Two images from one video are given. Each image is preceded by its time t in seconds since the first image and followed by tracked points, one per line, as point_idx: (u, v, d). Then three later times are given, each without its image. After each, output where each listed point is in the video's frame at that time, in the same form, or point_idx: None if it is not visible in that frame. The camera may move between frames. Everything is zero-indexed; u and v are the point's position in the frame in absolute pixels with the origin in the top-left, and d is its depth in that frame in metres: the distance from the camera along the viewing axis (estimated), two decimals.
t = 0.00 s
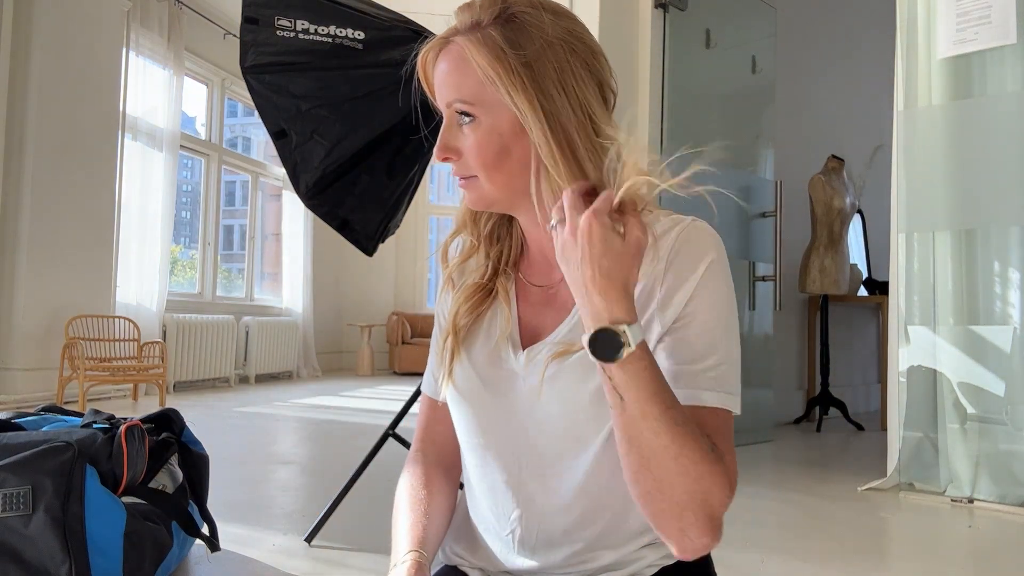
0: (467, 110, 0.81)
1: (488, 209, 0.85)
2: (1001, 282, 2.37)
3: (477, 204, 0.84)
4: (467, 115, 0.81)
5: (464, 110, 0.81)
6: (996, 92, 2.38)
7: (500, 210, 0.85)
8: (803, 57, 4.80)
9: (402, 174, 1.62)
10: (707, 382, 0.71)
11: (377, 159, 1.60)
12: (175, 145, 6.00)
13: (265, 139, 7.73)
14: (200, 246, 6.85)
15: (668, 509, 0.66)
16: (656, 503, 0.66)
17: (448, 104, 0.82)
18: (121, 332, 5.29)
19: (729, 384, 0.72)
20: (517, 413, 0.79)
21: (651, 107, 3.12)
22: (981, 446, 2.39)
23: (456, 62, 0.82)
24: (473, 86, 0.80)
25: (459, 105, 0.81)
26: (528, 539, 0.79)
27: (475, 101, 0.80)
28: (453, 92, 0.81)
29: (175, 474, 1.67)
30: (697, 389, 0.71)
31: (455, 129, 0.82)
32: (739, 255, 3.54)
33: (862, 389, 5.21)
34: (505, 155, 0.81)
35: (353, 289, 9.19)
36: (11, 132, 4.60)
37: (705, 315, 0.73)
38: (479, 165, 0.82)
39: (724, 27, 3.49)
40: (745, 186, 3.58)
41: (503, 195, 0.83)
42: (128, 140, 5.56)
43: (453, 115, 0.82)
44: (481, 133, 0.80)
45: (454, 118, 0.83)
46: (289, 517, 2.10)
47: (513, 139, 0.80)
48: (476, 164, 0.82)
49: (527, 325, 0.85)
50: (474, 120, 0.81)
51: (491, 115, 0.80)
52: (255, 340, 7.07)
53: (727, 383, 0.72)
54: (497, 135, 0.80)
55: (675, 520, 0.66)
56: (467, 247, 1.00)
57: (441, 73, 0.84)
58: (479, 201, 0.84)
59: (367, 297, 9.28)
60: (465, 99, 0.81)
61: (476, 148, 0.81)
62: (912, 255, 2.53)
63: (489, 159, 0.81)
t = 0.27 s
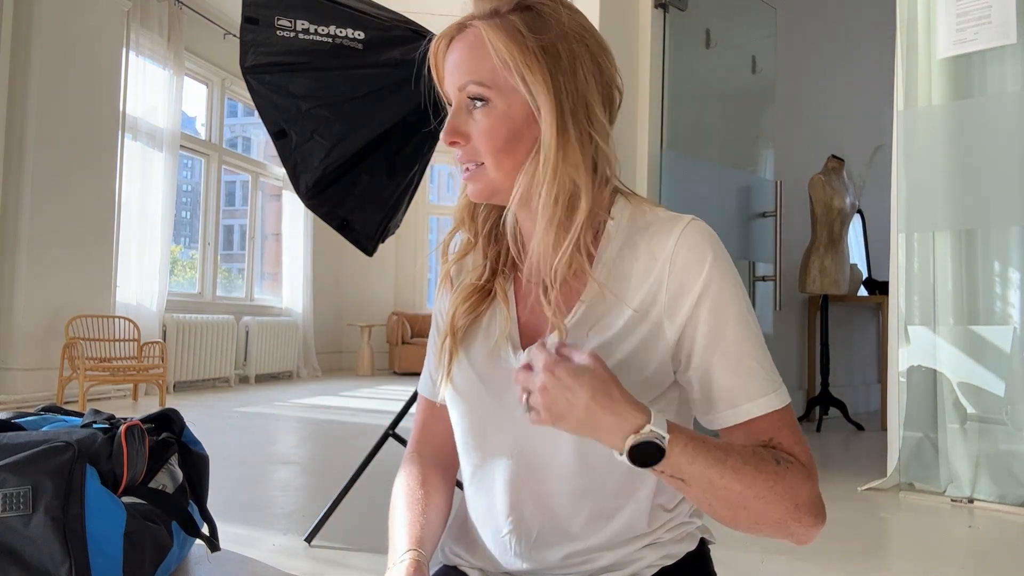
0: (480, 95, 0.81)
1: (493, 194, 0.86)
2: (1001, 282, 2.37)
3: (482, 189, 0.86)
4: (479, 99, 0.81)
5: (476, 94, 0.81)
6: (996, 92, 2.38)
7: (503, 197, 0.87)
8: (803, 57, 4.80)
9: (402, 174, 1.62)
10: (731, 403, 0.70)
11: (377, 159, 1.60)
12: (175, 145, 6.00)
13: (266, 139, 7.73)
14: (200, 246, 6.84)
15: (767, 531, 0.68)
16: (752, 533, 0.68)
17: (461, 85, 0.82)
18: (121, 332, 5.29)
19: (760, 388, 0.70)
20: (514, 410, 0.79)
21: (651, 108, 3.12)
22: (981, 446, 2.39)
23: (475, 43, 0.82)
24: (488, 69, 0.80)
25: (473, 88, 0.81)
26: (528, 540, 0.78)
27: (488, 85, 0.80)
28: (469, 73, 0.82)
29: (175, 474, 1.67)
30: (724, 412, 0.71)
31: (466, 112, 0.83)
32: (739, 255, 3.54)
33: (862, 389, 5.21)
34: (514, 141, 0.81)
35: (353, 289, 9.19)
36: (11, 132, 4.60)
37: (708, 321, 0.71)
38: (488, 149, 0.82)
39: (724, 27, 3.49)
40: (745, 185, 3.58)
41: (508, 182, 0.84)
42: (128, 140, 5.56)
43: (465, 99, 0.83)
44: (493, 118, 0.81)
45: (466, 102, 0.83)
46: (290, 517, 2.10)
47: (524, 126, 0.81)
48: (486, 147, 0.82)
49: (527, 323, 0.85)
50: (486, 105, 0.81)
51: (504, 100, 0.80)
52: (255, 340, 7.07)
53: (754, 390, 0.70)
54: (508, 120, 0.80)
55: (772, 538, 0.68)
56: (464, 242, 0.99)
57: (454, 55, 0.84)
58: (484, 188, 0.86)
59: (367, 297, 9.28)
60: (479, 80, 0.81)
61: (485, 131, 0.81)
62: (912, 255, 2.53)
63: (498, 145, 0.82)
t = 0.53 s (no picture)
0: (540, 76, 0.82)
1: (529, 179, 0.83)
2: (1001, 282, 2.37)
3: (523, 171, 0.83)
4: (540, 80, 0.82)
5: (534, 75, 0.83)
6: (997, 92, 2.38)
7: (537, 186, 0.84)
8: (803, 57, 4.80)
9: (402, 175, 1.61)
10: (720, 402, 0.70)
11: (377, 159, 1.59)
12: (175, 145, 6.00)
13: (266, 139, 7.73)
14: (200, 246, 6.85)
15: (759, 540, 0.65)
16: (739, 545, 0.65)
17: (519, 64, 0.83)
18: (121, 332, 5.29)
19: (761, 386, 0.69)
20: (515, 416, 0.79)
21: (651, 108, 3.13)
22: (981, 446, 2.39)
23: (534, 27, 0.83)
24: (551, 53, 0.82)
25: (532, 68, 0.82)
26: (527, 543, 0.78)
27: (549, 68, 0.82)
28: (531, 52, 0.82)
29: (175, 474, 1.67)
30: (714, 412, 0.70)
31: (519, 92, 0.83)
32: (739, 255, 3.54)
33: (862, 389, 5.21)
34: (568, 126, 0.83)
35: (353, 289, 9.20)
36: (11, 132, 4.60)
37: (705, 321, 0.72)
38: (540, 132, 0.82)
39: (724, 28, 3.49)
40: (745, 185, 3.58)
41: (555, 165, 0.83)
42: (128, 140, 5.56)
43: (518, 78, 0.83)
44: (553, 100, 0.82)
45: (518, 82, 0.83)
46: (290, 517, 2.10)
47: (577, 113, 0.84)
48: (543, 126, 0.82)
49: (529, 326, 0.85)
50: (544, 87, 0.82)
51: (565, 84, 0.83)
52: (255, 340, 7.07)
53: (750, 390, 0.69)
54: (568, 103, 0.83)
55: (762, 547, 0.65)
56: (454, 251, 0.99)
57: (504, 37, 0.84)
58: (527, 170, 0.83)
59: (367, 297, 9.28)
60: (543, 60, 0.82)
61: (546, 110, 0.82)
62: (912, 255, 2.53)
63: (556, 126, 0.82)
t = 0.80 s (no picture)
0: (566, 80, 0.84)
1: (548, 185, 0.84)
2: (1001, 282, 2.37)
3: (546, 177, 0.83)
4: (566, 86, 0.84)
5: (561, 79, 0.84)
6: (997, 93, 2.38)
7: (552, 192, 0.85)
8: (803, 57, 4.80)
9: (402, 174, 1.61)
10: (689, 396, 0.72)
11: (377, 159, 1.59)
12: (175, 145, 6.00)
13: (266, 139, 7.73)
14: (200, 246, 6.84)
15: None
16: None
17: (548, 68, 0.84)
18: (121, 332, 5.29)
19: (732, 384, 0.72)
20: (514, 422, 0.78)
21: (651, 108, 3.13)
22: (981, 446, 2.39)
23: (562, 28, 0.85)
24: (577, 57, 0.84)
25: (560, 71, 0.84)
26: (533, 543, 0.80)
27: (576, 72, 0.84)
28: (559, 55, 0.84)
29: (175, 474, 1.67)
30: (680, 405, 0.73)
31: (545, 96, 0.84)
32: (739, 255, 3.54)
33: (862, 389, 5.21)
34: (587, 134, 0.86)
35: (353, 289, 9.20)
36: (11, 132, 4.60)
37: (687, 317, 0.74)
38: (566, 137, 0.84)
39: (724, 28, 3.50)
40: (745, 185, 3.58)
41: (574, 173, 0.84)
42: (128, 140, 5.56)
43: (544, 80, 0.84)
44: (579, 104, 0.84)
45: (543, 84, 0.84)
46: (290, 517, 2.10)
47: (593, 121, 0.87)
48: (569, 133, 0.84)
49: (528, 331, 0.85)
50: (570, 92, 0.84)
51: (588, 91, 0.85)
52: (255, 340, 7.07)
53: (722, 388, 0.72)
54: (589, 111, 0.85)
55: None
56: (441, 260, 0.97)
57: (530, 38, 0.84)
58: (550, 177, 0.84)
59: (367, 297, 9.28)
60: (572, 66, 0.84)
61: (572, 117, 0.84)
62: (912, 255, 2.53)
63: (581, 134, 0.85)
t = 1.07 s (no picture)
0: (558, 94, 0.84)
1: (542, 204, 0.86)
2: (1001, 282, 2.37)
3: (541, 198, 0.85)
4: (559, 100, 0.84)
5: (552, 94, 0.84)
6: (997, 93, 2.38)
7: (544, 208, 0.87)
8: (804, 57, 4.80)
9: (402, 175, 1.60)
10: (657, 373, 0.75)
11: (377, 159, 1.58)
12: (175, 145, 6.00)
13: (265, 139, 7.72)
14: (200, 246, 6.85)
15: None
16: None
17: (540, 85, 0.84)
18: (121, 332, 5.29)
19: (705, 363, 0.74)
20: (505, 424, 0.82)
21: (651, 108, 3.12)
22: (981, 446, 2.39)
23: (552, 38, 0.83)
24: (570, 71, 0.84)
25: (551, 87, 0.84)
26: (529, 533, 0.85)
27: (569, 86, 0.84)
28: (550, 71, 0.83)
29: (175, 474, 1.67)
30: (651, 383, 0.75)
31: (537, 113, 0.84)
32: (739, 255, 3.54)
33: (862, 389, 5.21)
34: (580, 147, 0.87)
35: (352, 290, 9.19)
36: (11, 132, 4.60)
37: (672, 313, 0.76)
38: (557, 156, 0.84)
39: (724, 28, 3.50)
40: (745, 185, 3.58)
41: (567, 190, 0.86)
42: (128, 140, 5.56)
43: (535, 97, 0.84)
44: (572, 120, 0.85)
45: (534, 101, 0.84)
46: (290, 517, 2.10)
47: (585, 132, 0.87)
48: (563, 151, 0.84)
49: (520, 334, 0.89)
50: (562, 106, 0.84)
51: (582, 104, 0.85)
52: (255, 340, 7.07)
53: (695, 366, 0.73)
54: (583, 124, 0.86)
55: None
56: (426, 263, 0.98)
57: (520, 52, 0.83)
58: (544, 197, 0.85)
59: (367, 297, 9.29)
60: (564, 81, 0.84)
61: (566, 133, 0.84)
62: (912, 255, 2.53)
63: (574, 150, 0.85)
